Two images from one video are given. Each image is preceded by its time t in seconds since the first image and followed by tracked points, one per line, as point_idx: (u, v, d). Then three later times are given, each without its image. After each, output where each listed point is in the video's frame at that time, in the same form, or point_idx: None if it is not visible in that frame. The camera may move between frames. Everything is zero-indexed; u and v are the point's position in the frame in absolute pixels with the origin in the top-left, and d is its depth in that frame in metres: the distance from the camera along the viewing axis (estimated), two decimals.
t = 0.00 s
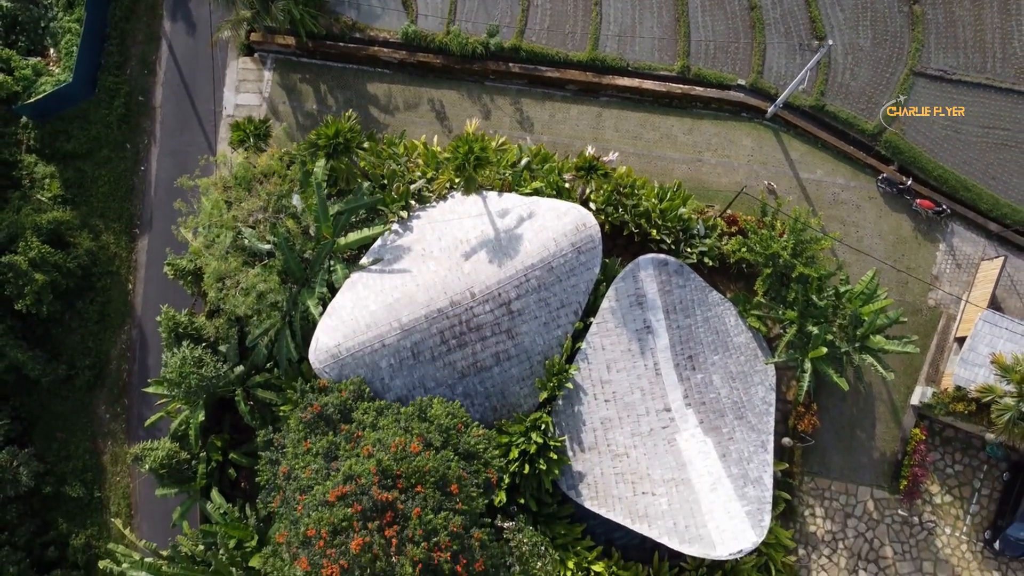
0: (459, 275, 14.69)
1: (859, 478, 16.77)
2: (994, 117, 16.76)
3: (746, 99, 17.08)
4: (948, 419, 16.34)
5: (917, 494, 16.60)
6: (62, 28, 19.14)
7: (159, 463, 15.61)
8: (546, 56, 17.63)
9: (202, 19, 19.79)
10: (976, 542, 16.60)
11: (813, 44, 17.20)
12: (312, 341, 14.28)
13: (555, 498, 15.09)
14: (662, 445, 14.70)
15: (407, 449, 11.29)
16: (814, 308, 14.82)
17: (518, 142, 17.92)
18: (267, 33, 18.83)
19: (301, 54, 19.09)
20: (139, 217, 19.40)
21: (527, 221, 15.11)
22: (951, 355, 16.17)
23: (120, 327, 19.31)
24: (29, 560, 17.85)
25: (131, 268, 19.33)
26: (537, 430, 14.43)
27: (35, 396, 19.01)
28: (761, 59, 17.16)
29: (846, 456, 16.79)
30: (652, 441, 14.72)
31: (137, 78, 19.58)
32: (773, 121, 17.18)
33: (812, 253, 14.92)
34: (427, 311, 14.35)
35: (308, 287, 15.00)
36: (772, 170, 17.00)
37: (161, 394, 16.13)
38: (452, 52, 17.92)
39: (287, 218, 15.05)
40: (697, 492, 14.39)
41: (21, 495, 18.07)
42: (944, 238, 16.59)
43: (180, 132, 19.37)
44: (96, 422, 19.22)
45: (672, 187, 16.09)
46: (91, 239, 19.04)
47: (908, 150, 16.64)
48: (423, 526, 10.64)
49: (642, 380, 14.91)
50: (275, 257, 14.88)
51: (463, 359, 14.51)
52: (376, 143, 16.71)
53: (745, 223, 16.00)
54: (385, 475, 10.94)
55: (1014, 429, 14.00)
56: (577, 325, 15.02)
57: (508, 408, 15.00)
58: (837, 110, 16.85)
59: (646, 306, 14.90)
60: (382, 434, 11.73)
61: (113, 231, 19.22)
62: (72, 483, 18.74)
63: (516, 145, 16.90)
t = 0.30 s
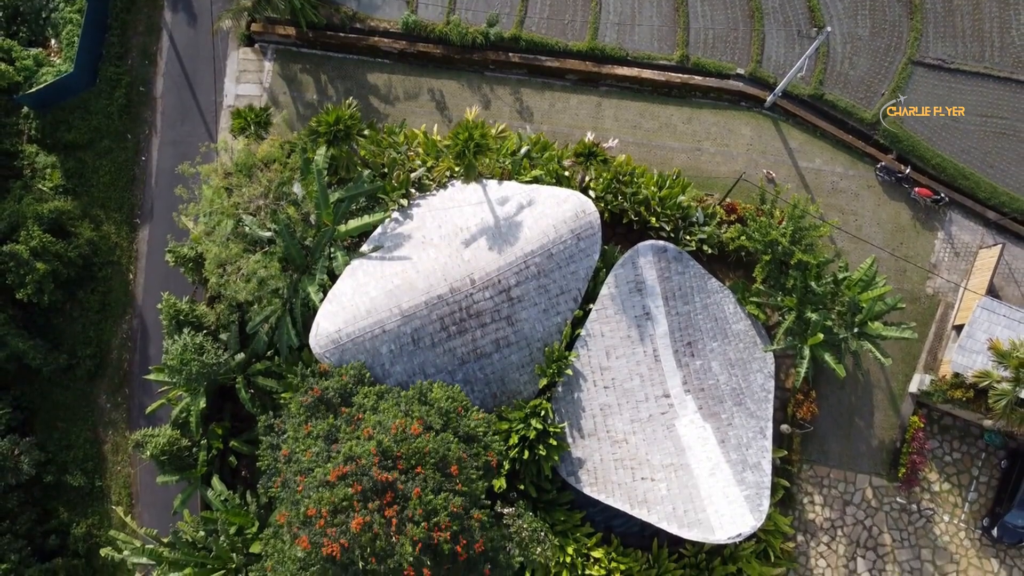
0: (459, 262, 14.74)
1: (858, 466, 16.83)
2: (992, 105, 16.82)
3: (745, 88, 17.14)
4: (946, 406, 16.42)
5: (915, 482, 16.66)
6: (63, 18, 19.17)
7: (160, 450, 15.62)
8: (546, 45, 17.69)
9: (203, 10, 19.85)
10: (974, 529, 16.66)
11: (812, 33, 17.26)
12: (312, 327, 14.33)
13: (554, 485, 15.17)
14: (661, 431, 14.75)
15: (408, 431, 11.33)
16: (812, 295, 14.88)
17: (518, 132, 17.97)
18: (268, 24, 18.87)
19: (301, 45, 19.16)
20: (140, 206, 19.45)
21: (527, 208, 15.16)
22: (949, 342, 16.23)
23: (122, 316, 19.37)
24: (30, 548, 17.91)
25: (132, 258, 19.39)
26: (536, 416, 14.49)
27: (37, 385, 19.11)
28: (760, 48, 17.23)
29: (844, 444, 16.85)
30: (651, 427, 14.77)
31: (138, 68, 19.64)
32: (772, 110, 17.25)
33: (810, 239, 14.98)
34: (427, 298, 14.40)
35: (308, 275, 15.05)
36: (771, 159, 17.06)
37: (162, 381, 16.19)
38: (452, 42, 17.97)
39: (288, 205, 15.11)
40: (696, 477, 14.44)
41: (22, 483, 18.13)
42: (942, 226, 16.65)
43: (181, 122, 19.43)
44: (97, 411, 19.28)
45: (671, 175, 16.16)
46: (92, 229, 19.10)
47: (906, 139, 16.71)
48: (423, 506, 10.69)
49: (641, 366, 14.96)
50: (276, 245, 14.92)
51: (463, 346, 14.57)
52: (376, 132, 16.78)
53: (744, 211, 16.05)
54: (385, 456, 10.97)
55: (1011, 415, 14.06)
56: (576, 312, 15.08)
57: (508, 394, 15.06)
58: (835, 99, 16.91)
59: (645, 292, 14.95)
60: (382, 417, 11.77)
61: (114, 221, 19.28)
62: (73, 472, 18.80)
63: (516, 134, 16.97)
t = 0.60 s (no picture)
0: (459, 249, 14.80)
1: (856, 454, 16.90)
2: (990, 94, 16.89)
3: (744, 77, 17.21)
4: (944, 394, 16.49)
5: (913, 469, 16.73)
6: (63, 9, 19.23)
7: (161, 437, 15.70)
8: (545, 35, 17.76)
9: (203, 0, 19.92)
10: (972, 517, 16.73)
11: (810, 23, 17.35)
12: (313, 313, 14.38)
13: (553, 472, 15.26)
14: (660, 417, 14.80)
15: (408, 412, 11.38)
16: (810, 281, 14.95)
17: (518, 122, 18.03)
18: (268, 14, 18.93)
19: (302, 35, 19.23)
20: (141, 197, 19.52)
21: (526, 196, 15.23)
22: (947, 330, 16.30)
23: (122, 306, 19.44)
24: (32, 536, 18.00)
25: (133, 248, 19.46)
26: (536, 403, 14.57)
27: (39, 375, 19.20)
28: (758, 38, 17.31)
29: (843, 432, 16.91)
30: (650, 413, 14.82)
31: (139, 59, 19.73)
32: (771, 99, 17.32)
33: (809, 227, 15.05)
34: (427, 284, 14.46)
35: (309, 262, 15.11)
36: (770, 148, 17.13)
37: (163, 368, 16.25)
38: (452, 32, 18.04)
39: (289, 192, 15.18)
40: (695, 462, 14.49)
41: (23, 472, 18.21)
42: (940, 215, 16.72)
43: (181, 112, 19.49)
44: (98, 401, 19.35)
45: (670, 164, 16.25)
46: (93, 219, 19.19)
47: (904, 127, 16.77)
48: (422, 486, 10.73)
49: (640, 352, 15.02)
50: (277, 232, 14.97)
51: (463, 332, 14.63)
52: (376, 121, 16.87)
53: (742, 199, 16.11)
54: (385, 437, 11.03)
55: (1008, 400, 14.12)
56: (575, 299, 15.16)
57: (508, 381, 15.14)
58: (834, 88, 16.98)
59: (644, 279, 15.01)
60: (382, 399, 11.83)
61: (115, 211, 19.36)
62: (74, 462, 18.89)
63: (516, 123, 17.05)
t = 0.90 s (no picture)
0: (459, 236, 14.85)
1: (855, 442, 16.95)
2: (988, 83, 16.96)
3: (743, 66, 17.27)
4: (942, 382, 16.54)
5: (911, 457, 16.79)
6: None
7: (161, 423, 15.75)
8: (545, 25, 17.81)
9: None
10: (970, 504, 16.78)
11: (809, 12, 17.44)
12: (313, 299, 14.42)
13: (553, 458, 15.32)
14: (659, 403, 14.84)
15: (407, 394, 11.42)
16: (809, 268, 15.01)
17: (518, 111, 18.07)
18: (268, 4, 18.98)
19: (302, 25, 19.28)
20: (141, 186, 19.57)
21: (526, 183, 15.28)
22: (945, 317, 16.37)
23: (123, 296, 19.49)
24: (33, 524, 18.05)
25: (133, 238, 19.51)
26: (535, 389, 14.64)
27: (40, 364, 19.26)
28: (757, 27, 17.39)
29: (842, 420, 16.97)
30: (649, 399, 14.86)
31: (140, 49, 19.80)
32: (770, 88, 17.38)
33: (807, 213, 15.12)
34: (427, 271, 14.50)
35: (309, 249, 15.17)
36: (769, 137, 17.19)
37: (164, 355, 16.29)
38: (452, 22, 18.10)
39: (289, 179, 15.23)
40: (694, 448, 14.51)
41: (23, 461, 18.26)
42: (938, 203, 16.78)
43: (182, 102, 19.54)
44: (98, 390, 19.41)
45: (669, 152, 16.30)
46: (94, 209, 19.24)
47: (903, 116, 16.83)
48: (422, 467, 10.76)
49: (639, 339, 15.06)
50: (277, 219, 15.02)
51: (463, 318, 14.68)
52: (376, 110, 16.94)
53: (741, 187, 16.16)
54: (384, 418, 11.06)
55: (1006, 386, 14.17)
56: (574, 286, 15.23)
57: (508, 367, 15.20)
58: (833, 77, 17.04)
59: (643, 265, 15.06)
60: (382, 382, 11.87)
61: (115, 200, 19.42)
62: (75, 451, 18.94)
63: (515, 112, 17.11)
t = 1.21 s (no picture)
0: (459, 222, 14.89)
1: (854, 429, 16.99)
2: (986, 71, 17.02)
3: (742, 55, 17.34)
4: (941, 369, 16.58)
5: (910, 444, 16.85)
6: None
7: (162, 410, 15.78)
8: (544, 14, 17.87)
9: None
10: (968, 492, 16.83)
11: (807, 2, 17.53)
12: (313, 285, 14.45)
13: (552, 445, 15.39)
14: (658, 388, 14.86)
15: (407, 376, 11.45)
16: (807, 255, 15.06)
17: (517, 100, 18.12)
18: None
19: (302, 16, 19.34)
20: (142, 176, 19.63)
21: (526, 170, 15.31)
22: (944, 305, 16.43)
23: (124, 286, 19.54)
24: (33, 513, 18.10)
25: (134, 227, 19.57)
26: (535, 375, 14.70)
27: (40, 353, 19.29)
28: (756, 17, 17.48)
29: (840, 408, 17.01)
30: (649, 385, 14.89)
31: (141, 39, 19.87)
32: (769, 77, 17.44)
33: (806, 200, 15.17)
34: (427, 257, 14.54)
35: (309, 236, 15.21)
36: (768, 125, 17.23)
37: (164, 342, 16.33)
38: (452, 11, 18.16)
39: (289, 166, 15.26)
40: (693, 433, 14.51)
41: (24, 449, 18.31)
42: (937, 191, 16.83)
43: (182, 92, 19.59)
44: (99, 379, 19.46)
45: (668, 140, 16.35)
46: (94, 198, 19.29)
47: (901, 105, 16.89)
48: (422, 447, 10.78)
49: (638, 325, 15.10)
50: (277, 205, 15.06)
51: (462, 305, 14.72)
52: (376, 98, 17.00)
53: (740, 174, 16.19)
54: (384, 399, 11.09)
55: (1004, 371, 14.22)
56: (574, 273, 15.29)
57: (507, 354, 15.26)
58: (831, 65, 17.11)
59: (642, 252, 15.11)
60: (382, 365, 11.90)
61: (116, 190, 19.47)
62: (75, 440, 18.99)
63: (515, 101, 17.17)
